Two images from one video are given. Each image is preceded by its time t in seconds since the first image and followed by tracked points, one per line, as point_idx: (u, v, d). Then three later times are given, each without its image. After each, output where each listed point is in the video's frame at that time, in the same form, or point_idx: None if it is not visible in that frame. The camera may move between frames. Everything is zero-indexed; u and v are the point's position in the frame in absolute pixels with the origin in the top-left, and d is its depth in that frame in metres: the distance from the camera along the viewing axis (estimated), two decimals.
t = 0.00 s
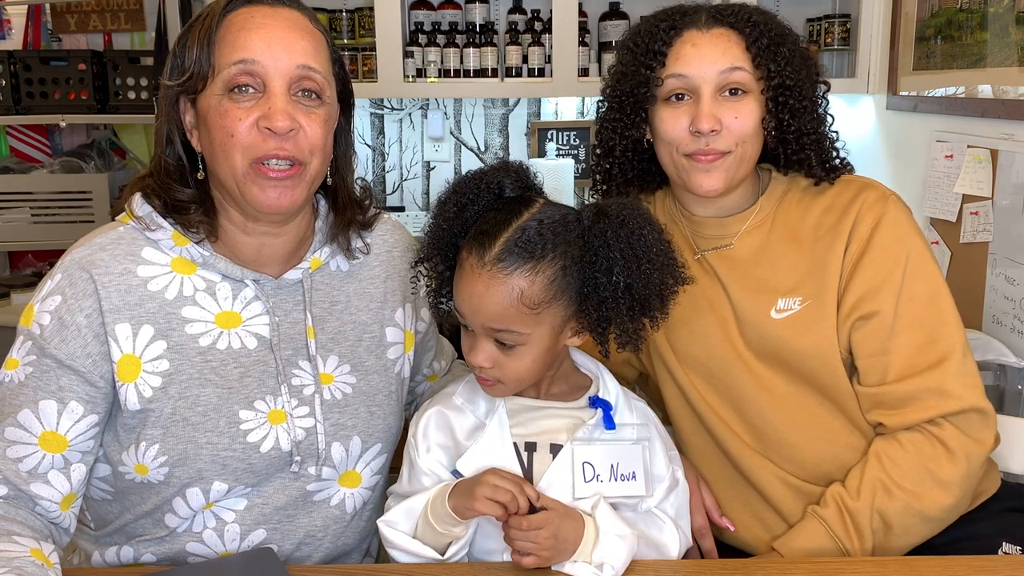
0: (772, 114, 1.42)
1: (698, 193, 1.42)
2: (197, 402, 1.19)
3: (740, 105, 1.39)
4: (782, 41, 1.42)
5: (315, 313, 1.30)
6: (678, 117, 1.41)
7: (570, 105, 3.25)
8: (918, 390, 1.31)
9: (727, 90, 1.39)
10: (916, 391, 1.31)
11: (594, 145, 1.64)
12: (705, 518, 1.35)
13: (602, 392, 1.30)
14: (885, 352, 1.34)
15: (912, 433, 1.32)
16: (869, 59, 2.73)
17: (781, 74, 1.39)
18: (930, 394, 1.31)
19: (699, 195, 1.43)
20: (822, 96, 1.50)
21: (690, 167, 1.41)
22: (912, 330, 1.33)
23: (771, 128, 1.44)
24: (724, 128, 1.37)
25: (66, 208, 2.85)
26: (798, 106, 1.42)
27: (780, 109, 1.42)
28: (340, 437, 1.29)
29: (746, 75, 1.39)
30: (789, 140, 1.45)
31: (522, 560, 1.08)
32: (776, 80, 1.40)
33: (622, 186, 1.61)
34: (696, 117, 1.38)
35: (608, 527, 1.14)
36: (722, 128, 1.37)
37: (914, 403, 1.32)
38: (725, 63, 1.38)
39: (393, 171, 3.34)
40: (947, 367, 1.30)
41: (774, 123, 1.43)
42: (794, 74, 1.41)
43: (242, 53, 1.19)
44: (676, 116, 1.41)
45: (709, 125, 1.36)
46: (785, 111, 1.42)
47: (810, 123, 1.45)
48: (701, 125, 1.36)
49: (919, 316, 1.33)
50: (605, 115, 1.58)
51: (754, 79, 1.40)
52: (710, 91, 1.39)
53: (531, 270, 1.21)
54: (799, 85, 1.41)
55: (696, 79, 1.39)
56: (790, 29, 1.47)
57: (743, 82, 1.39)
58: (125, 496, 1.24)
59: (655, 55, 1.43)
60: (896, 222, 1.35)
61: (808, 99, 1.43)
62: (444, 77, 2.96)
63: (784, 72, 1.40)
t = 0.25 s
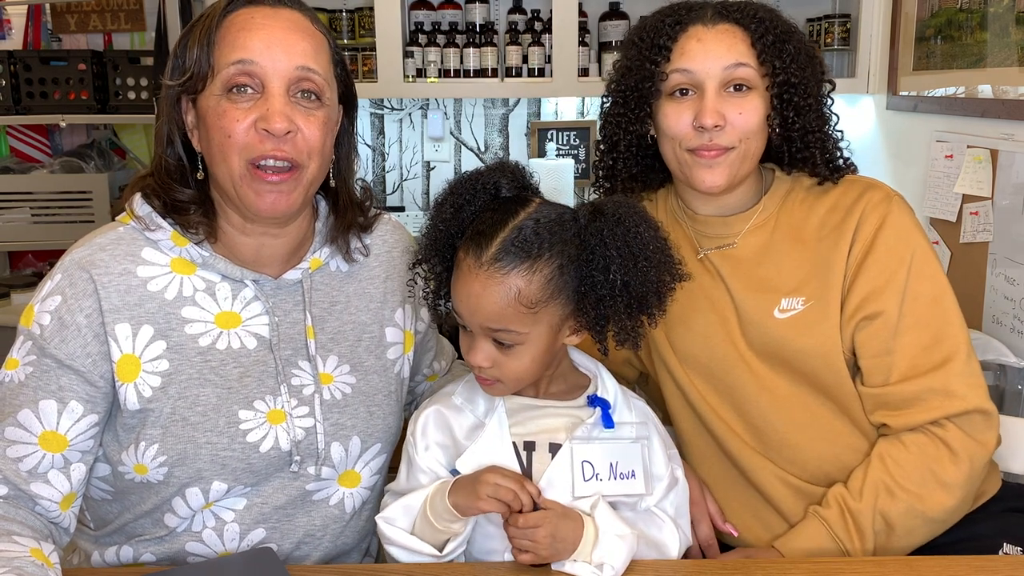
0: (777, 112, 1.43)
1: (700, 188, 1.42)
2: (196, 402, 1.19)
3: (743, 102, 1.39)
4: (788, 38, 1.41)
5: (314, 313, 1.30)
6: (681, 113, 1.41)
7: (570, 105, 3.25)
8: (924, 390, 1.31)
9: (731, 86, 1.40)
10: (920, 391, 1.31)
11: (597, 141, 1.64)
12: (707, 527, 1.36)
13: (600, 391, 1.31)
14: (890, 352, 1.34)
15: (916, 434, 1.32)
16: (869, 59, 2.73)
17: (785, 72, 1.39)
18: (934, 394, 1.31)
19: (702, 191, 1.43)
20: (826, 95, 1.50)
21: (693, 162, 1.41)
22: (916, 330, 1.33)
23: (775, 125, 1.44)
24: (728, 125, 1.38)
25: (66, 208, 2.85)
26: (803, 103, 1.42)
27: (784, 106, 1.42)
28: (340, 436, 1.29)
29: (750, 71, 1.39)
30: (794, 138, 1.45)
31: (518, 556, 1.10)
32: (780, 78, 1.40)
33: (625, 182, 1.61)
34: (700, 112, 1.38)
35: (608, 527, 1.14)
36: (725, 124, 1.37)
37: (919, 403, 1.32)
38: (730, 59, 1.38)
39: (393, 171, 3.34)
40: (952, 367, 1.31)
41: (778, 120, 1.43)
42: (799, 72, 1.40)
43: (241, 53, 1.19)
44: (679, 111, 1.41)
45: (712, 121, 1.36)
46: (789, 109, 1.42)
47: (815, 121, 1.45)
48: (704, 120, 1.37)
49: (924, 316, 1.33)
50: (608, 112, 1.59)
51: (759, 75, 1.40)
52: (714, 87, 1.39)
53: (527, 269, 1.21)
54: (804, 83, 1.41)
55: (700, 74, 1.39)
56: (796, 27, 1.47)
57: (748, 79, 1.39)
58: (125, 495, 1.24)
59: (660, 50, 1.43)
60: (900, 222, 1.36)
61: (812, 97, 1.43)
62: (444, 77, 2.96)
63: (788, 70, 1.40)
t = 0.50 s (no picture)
0: (776, 113, 1.43)
1: (699, 189, 1.42)
2: (195, 401, 1.19)
3: (743, 104, 1.39)
4: (789, 40, 1.41)
5: (313, 312, 1.30)
6: (682, 114, 1.41)
7: (570, 105, 3.25)
8: (926, 390, 1.31)
9: (731, 88, 1.39)
10: (922, 391, 1.31)
11: (597, 140, 1.64)
12: (719, 522, 1.36)
13: (600, 391, 1.31)
14: (890, 352, 1.34)
15: (918, 432, 1.33)
16: (869, 59, 2.73)
17: (786, 74, 1.40)
18: (937, 394, 1.31)
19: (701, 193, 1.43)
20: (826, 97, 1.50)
21: (692, 164, 1.41)
22: (917, 330, 1.33)
23: (774, 128, 1.44)
24: (727, 126, 1.37)
25: (66, 208, 2.85)
26: (802, 106, 1.42)
27: (784, 108, 1.42)
28: (339, 435, 1.29)
29: (750, 73, 1.39)
30: (793, 140, 1.45)
31: (518, 555, 1.10)
32: (780, 80, 1.40)
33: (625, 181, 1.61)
34: (699, 114, 1.38)
35: (608, 527, 1.14)
36: (724, 126, 1.37)
37: (922, 402, 1.32)
38: (731, 61, 1.38)
39: (393, 171, 3.34)
40: (954, 367, 1.31)
41: (777, 122, 1.44)
42: (800, 74, 1.40)
43: (251, 57, 1.18)
44: (679, 112, 1.41)
45: (712, 122, 1.36)
46: (789, 111, 1.42)
47: (815, 123, 1.45)
48: (703, 122, 1.37)
49: (925, 316, 1.33)
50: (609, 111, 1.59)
51: (760, 77, 1.40)
52: (714, 88, 1.39)
53: (525, 266, 1.21)
54: (804, 85, 1.41)
55: (701, 75, 1.39)
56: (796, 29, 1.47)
57: (748, 81, 1.39)
58: (124, 495, 1.24)
59: (661, 50, 1.43)
60: (901, 222, 1.36)
61: (812, 99, 1.43)
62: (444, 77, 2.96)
63: (789, 72, 1.40)
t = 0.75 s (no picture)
0: (775, 113, 1.43)
1: (697, 192, 1.43)
2: (195, 401, 1.19)
3: (742, 104, 1.39)
4: (787, 40, 1.41)
5: (312, 312, 1.30)
6: (681, 114, 1.41)
7: (570, 105, 3.25)
8: (928, 389, 1.31)
9: (730, 88, 1.39)
10: (923, 391, 1.31)
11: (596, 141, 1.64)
12: (729, 508, 1.36)
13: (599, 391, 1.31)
14: (890, 351, 1.34)
15: (921, 433, 1.32)
16: (869, 59, 2.73)
17: (784, 74, 1.40)
18: (937, 394, 1.31)
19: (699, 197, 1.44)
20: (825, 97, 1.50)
21: (692, 165, 1.41)
22: (917, 330, 1.33)
23: (773, 128, 1.44)
24: (725, 127, 1.37)
25: (66, 208, 2.85)
26: (802, 106, 1.42)
27: (783, 108, 1.42)
28: (338, 434, 1.29)
29: (749, 73, 1.39)
30: (792, 140, 1.45)
31: (517, 556, 1.09)
32: (778, 80, 1.40)
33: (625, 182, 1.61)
34: (698, 114, 1.38)
35: (608, 527, 1.14)
36: (723, 126, 1.37)
37: (923, 402, 1.32)
38: (730, 61, 1.38)
39: (393, 171, 3.34)
40: (954, 367, 1.31)
41: (776, 122, 1.44)
42: (798, 73, 1.41)
43: (255, 63, 1.18)
44: (678, 112, 1.41)
45: (711, 122, 1.36)
46: (788, 110, 1.42)
47: (813, 123, 1.45)
48: (703, 122, 1.37)
49: (925, 316, 1.33)
50: (608, 112, 1.58)
51: (758, 78, 1.40)
52: (713, 88, 1.39)
53: (519, 254, 1.23)
54: (803, 85, 1.41)
55: (699, 75, 1.39)
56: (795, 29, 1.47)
57: (747, 81, 1.39)
58: (124, 494, 1.24)
59: (659, 50, 1.43)
60: (900, 222, 1.36)
61: (811, 99, 1.43)
62: (444, 77, 2.96)
63: (787, 72, 1.40)
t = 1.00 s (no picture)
0: (778, 113, 1.43)
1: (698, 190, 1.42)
2: (194, 401, 1.19)
3: (743, 103, 1.39)
4: (788, 39, 1.41)
5: (311, 312, 1.30)
6: (682, 114, 1.41)
7: (570, 105, 3.25)
8: (930, 389, 1.31)
9: (731, 87, 1.39)
10: (924, 391, 1.31)
11: (598, 140, 1.64)
12: (736, 508, 1.37)
13: (600, 392, 1.31)
14: (893, 351, 1.34)
15: (922, 433, 1.32)
16: (869, 59, 2.73)
17: (786, 72, 1.39)
18: (938, 393, 1.31)
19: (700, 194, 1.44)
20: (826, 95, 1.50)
21: (692, 164, 1.41)
22: (919, 330, 1.33)
23: (776, 127, 1.44)
24: (726, 127, 1.37)
25: (66, 208, 2.85)
26: (803, 104, 1.42)
27: (784, 107, 1.42)
28: (338, 434, 1.29)
29: (750, 72, 1.39)
30: (793, 139, 1.46)
31: (518, 557, 1.09)
32: (780, 78, 1.40)
33: (626, 181, 1.61)
34: (700, 113, 1.38)
35: (609, 527, 1.14)
36: (723, 126, 1.37)
37: (925, 401, 1.32)
38: (730, 60, 1.37)
39: (392, 171, 3.34)
40: (956, 366, 1.31)
41: (778, 121, 1.44)
42: (800, 72, 1.41)
43: (255, 62, 1.18)
44: (680, 112, 1.41)
45: (712, 122, 1.36)
46: (789, 109, 1.42)
47: (814, 122, 1.45)
48: (704, 121, 1.37)
49: (927, 316, 1.33)
50: (609, 111, 1.58)
51: (760, 76, 1.40)
52: (714, 87, 1.39)
53: (518, 245, 1.23)
54: (804, 83, 1.41)
55: (701, 75, 1.39)
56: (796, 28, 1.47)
57: (748, 79, 1.39)
58: (124, 494, 1.24)
59: (661, 50, 1.43)
60: (901, 222, 1.36)
61: (812, 97, 1.44)
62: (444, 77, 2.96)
63: (789, 71, 1.40)
